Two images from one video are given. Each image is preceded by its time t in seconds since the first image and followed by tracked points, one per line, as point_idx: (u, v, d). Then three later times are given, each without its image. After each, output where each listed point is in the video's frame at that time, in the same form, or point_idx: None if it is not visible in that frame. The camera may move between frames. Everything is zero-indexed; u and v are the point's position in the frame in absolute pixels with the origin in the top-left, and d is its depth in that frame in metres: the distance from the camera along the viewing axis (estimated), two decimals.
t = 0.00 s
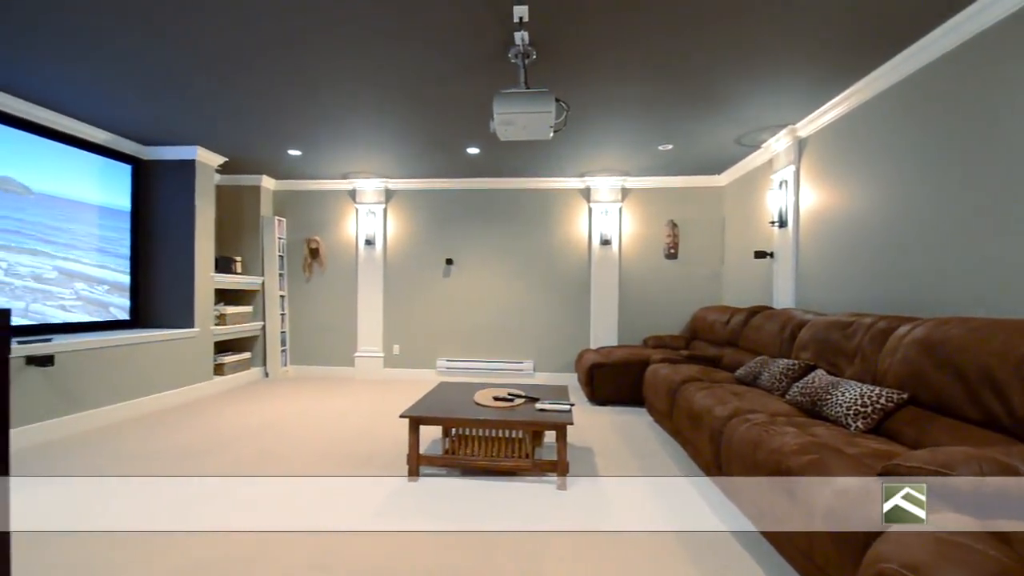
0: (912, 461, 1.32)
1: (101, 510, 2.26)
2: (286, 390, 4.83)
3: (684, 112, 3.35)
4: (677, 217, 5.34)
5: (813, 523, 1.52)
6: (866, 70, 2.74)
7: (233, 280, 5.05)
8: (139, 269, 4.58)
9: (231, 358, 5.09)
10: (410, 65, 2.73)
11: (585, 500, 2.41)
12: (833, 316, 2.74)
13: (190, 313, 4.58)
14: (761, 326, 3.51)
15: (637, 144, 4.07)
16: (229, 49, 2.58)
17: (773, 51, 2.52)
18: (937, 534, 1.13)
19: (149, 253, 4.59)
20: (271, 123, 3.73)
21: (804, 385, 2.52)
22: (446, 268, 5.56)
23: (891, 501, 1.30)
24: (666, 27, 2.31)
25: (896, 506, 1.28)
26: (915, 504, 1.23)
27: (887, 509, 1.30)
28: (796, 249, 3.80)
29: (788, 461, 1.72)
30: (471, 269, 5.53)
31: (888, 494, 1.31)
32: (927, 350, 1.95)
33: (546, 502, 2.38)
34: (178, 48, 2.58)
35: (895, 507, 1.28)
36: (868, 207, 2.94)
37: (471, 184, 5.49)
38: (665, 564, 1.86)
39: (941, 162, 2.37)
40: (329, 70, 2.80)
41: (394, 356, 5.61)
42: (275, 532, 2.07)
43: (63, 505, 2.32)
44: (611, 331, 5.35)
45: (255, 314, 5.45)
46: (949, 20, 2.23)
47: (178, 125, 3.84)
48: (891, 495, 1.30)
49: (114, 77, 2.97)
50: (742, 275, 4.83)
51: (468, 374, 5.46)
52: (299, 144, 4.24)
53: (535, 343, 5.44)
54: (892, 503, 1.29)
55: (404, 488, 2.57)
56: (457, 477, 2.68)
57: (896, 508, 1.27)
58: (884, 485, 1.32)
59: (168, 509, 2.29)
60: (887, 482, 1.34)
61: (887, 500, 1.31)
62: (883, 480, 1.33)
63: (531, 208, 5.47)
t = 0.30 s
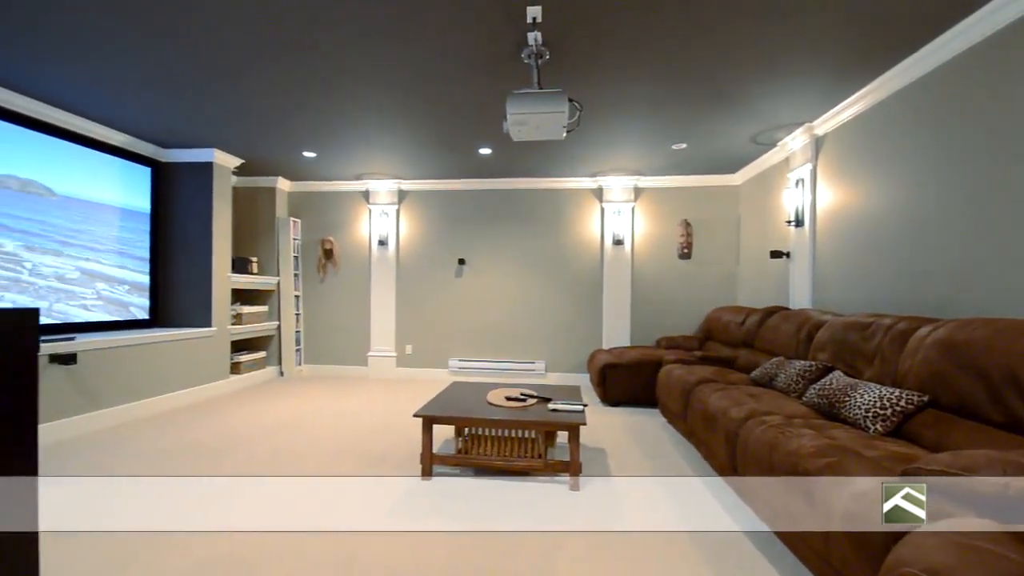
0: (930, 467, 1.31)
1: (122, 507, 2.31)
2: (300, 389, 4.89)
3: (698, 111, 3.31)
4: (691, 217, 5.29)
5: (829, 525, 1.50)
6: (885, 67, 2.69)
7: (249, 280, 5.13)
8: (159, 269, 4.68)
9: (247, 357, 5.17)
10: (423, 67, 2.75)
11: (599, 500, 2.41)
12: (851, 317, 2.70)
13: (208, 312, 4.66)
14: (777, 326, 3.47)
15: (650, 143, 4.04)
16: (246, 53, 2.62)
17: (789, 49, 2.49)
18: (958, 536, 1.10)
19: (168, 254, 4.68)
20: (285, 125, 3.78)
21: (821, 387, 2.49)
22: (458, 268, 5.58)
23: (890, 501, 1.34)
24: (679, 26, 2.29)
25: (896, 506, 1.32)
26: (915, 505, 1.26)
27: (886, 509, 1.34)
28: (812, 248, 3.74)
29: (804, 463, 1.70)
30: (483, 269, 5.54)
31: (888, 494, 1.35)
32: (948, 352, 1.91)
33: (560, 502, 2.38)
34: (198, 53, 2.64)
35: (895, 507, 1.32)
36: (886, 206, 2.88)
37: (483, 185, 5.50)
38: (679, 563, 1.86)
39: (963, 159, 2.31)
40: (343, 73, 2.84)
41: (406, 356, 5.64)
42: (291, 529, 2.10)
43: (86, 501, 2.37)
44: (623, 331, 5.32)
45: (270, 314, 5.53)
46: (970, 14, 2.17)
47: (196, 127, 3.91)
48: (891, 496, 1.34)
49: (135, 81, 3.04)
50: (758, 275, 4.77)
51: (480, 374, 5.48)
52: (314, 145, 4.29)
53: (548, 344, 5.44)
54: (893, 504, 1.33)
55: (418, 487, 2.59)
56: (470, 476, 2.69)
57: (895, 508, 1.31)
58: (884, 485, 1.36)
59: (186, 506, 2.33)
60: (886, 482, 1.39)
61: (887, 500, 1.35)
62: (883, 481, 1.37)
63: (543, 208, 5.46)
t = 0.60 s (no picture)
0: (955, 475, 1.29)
1: (142, 502, 2.35)
2: (315, 388, 4.95)
3: (713, 109, 3.27)
4: (705, 216, 5.24)
5: (849, 529, 1.48)
6: (906, 64, 2.63)
7: (265, 280, 5.21)
8: (178, 269, 4.77)
9: (263, 356, 5.25)
10: (437, 68, 2.76)
11: (612, 500, 2.40)
12: (869, 318, 2.65)
13: (226, 312, 4.74)
14: (794, 327, 3.42)
15: (664, 141, 3.99)
16: (264, 58, 2.67)
17: (806, 47, 2.46)
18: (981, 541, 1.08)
19: (188, 254, 4.78)
20: (301, 127, 3.83)
21: (839, 389, 2.45)
22: (471, 268, 5.60)
23: (890, 502, 1.39)
24: (695, 25, 2.28)
25: (896, 506, 1.37)
26: (915, 504, 1.28)
27: (887, 509, 1.38)
28: (830, 248, 3.68)
29: (823, 466, 1.67)
30: (495, 269, 5.56)
31: (889, 495, 1.40)
32: (971, 354, 1.87)
33: (573, 501, 2.38)
34: (218, 58, 2.69)
35: (895, 507, 1.36)
36: (907, 205, 2.82)
37: (495, 185, 5.52)
38: (691, 562, 1.86)
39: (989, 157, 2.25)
40: (359, 76, 2.87)
41: (419, 355, 5.68)
42: (307, 526, 2.12)
43: (107, 496, 2.41)
44: (636, 332, 5.29)
45: (286, 314, 5.61)
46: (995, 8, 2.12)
47: (214, 130, 3.98)
48: (891, 496, 1.39)
49: (155, 85, 3.10)
50: (774, 275, 4.70)
51: (493, 373, 5.49)
52: (329, 147, 4.34)
53: (560, 344, 5.43)
54: (893, 504, 1.38)
55: (431, 486, 2.60)
56: (483, 476, 2.70)
57: (896, 508, 1.36)
58: (884, 486, 1.41)
59: (200, 503, 2.34)
60: (888, 483, 1.44)
61: (887, 500, 1.40)
62: (883, 482, 1.43)
63: (555, 208, 5.46)
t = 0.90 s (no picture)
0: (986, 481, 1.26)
1: (153, 500, 2.36)
2: (330, 387, 5.01)
3: (730, 107, 3.22)
4: (721, 216, 5.18)
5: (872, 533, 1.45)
6: (930, 60, 2.57)
7: (282, 280, 5.29)
8: (199, 270, 4.88)
9: (280, 355, 5.33)
10: (452, 69, 2.78)
11: (627, 500, 2.39)
12: (891, 319, 2.59)
13: (244, 311, 4.83)
14: (814, 328, 3.36)
15: (680, 139, 3.94)
16: (283, 61, 2.72)
17: (826, 43, 2.42)
18: (1010, 549, 1.05)
19: (208, 255, 4.88)
20: (317, 129, 3.88)
21: (860, 391, 2.40)
22: (484, 269, 5.62)
23: (890, 501, 1.45)
24: (711, 23, 2.25)
25: (897, 506, 1.42)
26: (916, 505, 1.36)
27: (887, 509, 1.43)
28: (850, 247, 3.61)
29: (844, 469, 1.65)
30: (508, 269, 5.56)
31: (888, 494, 1.46)
32: (998, 356, 1.82)
33: (589, 501, 2.38)
34: (238, 62, 2.75)
35: (896, 507, 1.41)
36: (930, 203, 2.76)
37: (509, 185, 5.52)
38: (706, 563, 1.86)
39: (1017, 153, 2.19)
40: (374, 78, 2.89)
41: (433, 355, 5.72)
42: (323, 522, 2.15)
43: (131, 491, 2.47)
44: (650, 332, 5.24)
45: (302, 313, 5.69)
46: None
47: (234, 133, 4.06)
48: (891, 496, 1.45)
49: (176, 89, 3.17)
50: (792, 275, 4.63)
51: (507, 373, 5.50)
52: (345, 148, 4.39)
53: (574, 344, 5.41)
54: (893, 504, 1.43)
55: (445, 485, 2.61)
56: (497, 475, 2.70)
57: (896, 508, 1.41)
58: (885, 486, 1.47)
59: (212, 501, 2.35)
60: (886, 483, 1.50)
61: (888, 500, 1.45)
62: (884, 482, 1.49)
63: (570, 208, 5.44)
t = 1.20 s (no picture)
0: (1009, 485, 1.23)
1: (167, 501, 2.38)
2: (344, 386, 5.06)
3: (746, 105, 3.18)
4: (736, 215, 5.12)
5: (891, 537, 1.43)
6: (952, 55, 2.52)
7: (297, 280, 5.36)
8: (218, 270, 4.97)
9: (296, 354, 5.41)
10: (466, 71, 2.80)
11: (642, 501, 2.39)
12: (912, 319, 2.54)
13: (261, 310, 4.91)
14: (832, 328, 3.30)
15: (695, 138, 3.90)
16: (301, 64, 2.76)
17: (845, 40, 2.38)
18: None
19: (226, 255, 4.96)
20: (332, 131, 3.92)
21: (880, 393, 2.36)
22: (496, 269, 5.63)
23: (890, 501, 1.47)
24: (728, 20, 2.23)
25: (896, 506, 1.45)
26: (915, 504, 1.39)
27: (887, 509, 1.47)
28: (869, 246, 3.54)
29: (864, 472, 1.62)
30: (521, 269, 5.57)
31: (888, 494, 1.48)
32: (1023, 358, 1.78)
33: (603, 501, 2.38)
34: (256, 65, 2.79)
35: (896, 507, 1.45)
36: (951, 201, 2.70)
37: (522, 185, 5.53)
38: (721, 563, 1.86)
39: None
40: (389, 80, 2.92)
41: (445, 354, 5.75)
42: (341, 521, 2.18)
43: (148, 489, 2.51)
44: (664, 333, 5.20)
45: (317, 313, 5.76)
46: None
47: (251, 135, 4.13)
48: (891, 496, 1.48)
49: (196, 93, 3.24)
50: (809, 275, 4.56)
51: (519, 373, 5.51)
52: (360, 150, 4.44)
53: (587, 344, 5.40)
54: (893, 503, 1.46)
55: (458, 484, 2.62)
56: (510, 475, 2.71)
57: (896, 508, 1.45)
58: (885, 486, 1.50)
59: (227, 502, 2.37)
60: (886, 483, 1.52)
61: (887, 500, 1.48)
62: (884, 481, 1.51)
63: (582, 208, 5.43)
